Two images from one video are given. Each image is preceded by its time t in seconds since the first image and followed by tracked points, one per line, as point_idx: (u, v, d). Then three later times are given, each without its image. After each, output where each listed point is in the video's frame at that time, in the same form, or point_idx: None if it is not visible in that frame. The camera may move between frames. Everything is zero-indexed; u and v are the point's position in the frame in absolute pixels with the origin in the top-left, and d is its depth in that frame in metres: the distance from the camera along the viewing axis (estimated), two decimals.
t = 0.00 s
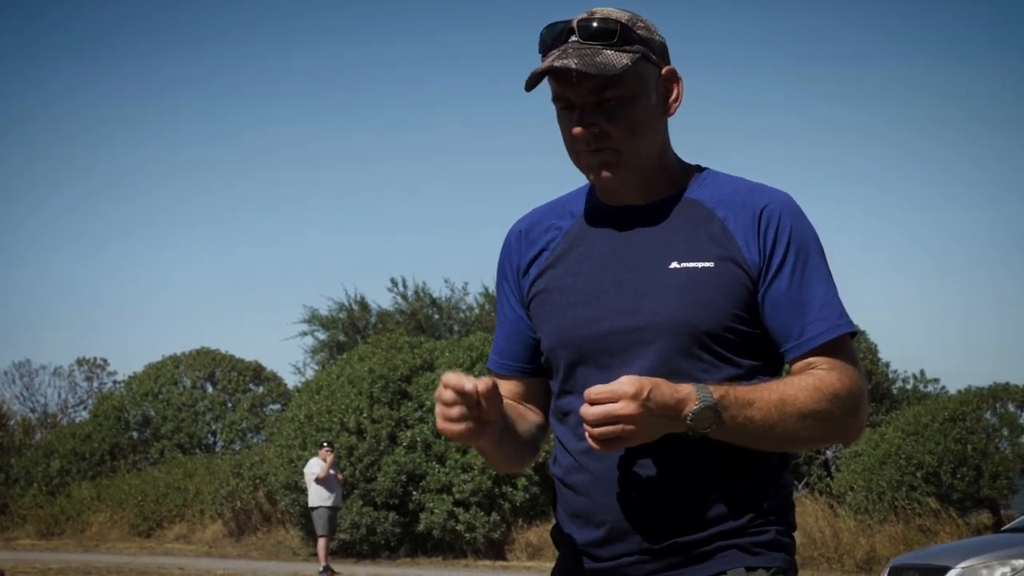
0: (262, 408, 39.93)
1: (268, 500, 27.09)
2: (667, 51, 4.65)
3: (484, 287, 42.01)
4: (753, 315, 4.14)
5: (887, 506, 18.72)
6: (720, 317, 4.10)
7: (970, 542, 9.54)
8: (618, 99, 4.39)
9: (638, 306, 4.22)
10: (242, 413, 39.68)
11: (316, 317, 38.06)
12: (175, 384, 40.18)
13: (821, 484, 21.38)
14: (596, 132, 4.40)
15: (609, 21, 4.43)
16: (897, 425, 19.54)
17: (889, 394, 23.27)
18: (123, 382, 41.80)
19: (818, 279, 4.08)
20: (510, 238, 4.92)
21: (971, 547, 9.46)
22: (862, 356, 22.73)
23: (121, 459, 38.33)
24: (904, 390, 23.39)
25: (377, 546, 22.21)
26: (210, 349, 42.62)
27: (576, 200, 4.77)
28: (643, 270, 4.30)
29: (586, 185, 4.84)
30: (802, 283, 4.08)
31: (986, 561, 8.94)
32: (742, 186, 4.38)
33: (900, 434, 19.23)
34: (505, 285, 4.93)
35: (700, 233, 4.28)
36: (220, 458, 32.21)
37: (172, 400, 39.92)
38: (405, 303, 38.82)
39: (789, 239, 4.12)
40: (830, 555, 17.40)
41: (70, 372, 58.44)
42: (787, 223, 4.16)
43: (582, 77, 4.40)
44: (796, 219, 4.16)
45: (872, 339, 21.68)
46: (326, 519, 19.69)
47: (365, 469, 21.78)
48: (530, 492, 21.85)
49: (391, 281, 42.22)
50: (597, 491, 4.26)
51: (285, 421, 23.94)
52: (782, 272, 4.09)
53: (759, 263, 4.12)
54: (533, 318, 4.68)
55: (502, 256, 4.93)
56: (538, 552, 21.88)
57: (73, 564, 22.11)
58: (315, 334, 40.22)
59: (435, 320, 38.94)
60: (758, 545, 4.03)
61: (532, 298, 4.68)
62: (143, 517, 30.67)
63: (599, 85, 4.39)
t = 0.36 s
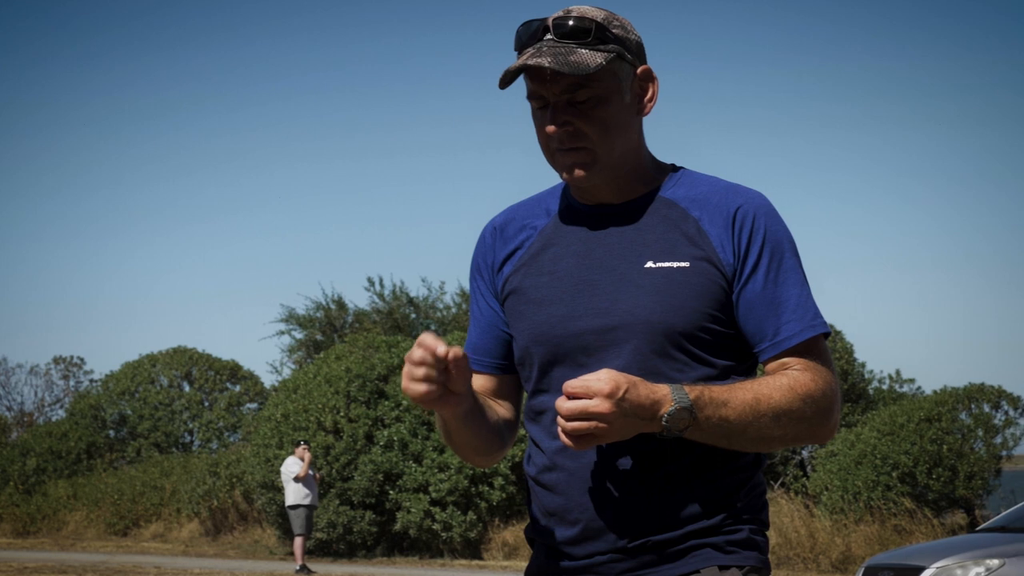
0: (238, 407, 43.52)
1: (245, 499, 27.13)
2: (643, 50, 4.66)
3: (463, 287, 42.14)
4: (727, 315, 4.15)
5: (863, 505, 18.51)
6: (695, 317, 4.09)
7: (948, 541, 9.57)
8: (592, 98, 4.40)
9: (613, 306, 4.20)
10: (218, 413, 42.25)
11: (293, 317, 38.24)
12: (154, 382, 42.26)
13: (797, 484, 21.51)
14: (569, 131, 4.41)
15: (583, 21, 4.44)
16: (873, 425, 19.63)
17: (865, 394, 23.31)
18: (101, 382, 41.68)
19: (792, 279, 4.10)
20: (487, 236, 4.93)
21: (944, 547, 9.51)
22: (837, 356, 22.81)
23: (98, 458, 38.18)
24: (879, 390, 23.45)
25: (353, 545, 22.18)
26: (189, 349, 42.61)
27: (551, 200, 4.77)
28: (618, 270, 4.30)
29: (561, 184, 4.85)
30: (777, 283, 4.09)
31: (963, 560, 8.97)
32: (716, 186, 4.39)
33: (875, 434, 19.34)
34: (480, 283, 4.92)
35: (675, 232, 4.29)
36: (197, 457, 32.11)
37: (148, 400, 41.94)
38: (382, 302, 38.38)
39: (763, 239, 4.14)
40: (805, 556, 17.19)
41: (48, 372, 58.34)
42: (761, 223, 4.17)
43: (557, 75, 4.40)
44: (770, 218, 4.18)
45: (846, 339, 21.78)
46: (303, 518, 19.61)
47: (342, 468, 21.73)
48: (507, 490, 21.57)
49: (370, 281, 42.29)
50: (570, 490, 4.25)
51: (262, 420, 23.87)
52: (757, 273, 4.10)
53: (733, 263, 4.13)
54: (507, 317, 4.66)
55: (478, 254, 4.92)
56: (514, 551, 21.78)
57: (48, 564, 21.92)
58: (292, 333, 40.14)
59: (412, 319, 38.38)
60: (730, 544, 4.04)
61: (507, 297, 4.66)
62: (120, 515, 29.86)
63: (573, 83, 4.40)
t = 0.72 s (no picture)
0: (219, 407, 42.13)
1: (226, 500, 27.12)
2: (641, 61, 4.63)
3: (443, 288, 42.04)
4: (700, 317, 4.13)
5: (842, 507, 18.53)
6: (668, 320, 4.07)
7: (922, 543, 9.63)
8: (585, 101, 4.36)
9: (586, 309, 4.17)
10: (200, 413, 41.51)
11: (273, 317, 37.94)
12: (132, 383, 41.52)
13: (777, 486, 21.58)
14: (555, 127, 4.37)
15: (592, 24, 4.39)
16: (853, 427, 19.61)
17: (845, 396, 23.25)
18: (79, 383, 41.29)
19: (765, 283, 4.09)
20: (461, 235, 4.85)
21: (922, 548, 9.58)
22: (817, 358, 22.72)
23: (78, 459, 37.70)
24: (858, 392, 23.42)
25: (333, 546, 21.91)
26: (169, 349, 42.28)
27: (527, 198, 4.71)
28: (591, 271, 4.25)
29: (539, 182, 4.79)
30: (750, 286, 4.08)
31: (939, 563, 9.02)
32: (692, 189, 4.37)
33: (855, 435, 19.34)
34: (455, 283, 4.85)
35: (650, 234, 4.26)
36: (177, 458, 31.80)
37: (127, 399, 40.32)
38: (363, 303, 38.57)
39: (737, 243, 4.12)
40: (785, 557, 17.18)
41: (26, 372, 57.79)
42: (735, 227, 4.16)
43: (555, 73, 4.35)
44: (744, 222, 4.17)
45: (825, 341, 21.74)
46: (284, 520, 19.45)
47: (321, 469, 21.48)
48: (486, 492, 21.61)
49: (349, 282, 42.11)
50: (546, 491, 4.21)
51: (242, 421, 23.66)
52: (730, 277, 4.09)
53: (707, 267, 4.11)
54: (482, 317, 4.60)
55: (453, 253, 4.84)
56: (494, 554, 21.81)
57: (27, 566, 21.66)
58: (271, 335, 39.92)
59: (392, 320, 38.97)
60: (706, 545, 3.97)
61: (481, 297, 4.60)
62: (99, 517, 29.70)
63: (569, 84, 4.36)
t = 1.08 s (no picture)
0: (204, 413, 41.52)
1: (210, 506, 26.82)
2: (627, 69, 4.45)
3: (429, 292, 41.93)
4: (682, 326, 3.96)
5: (826, 513, 18.64)
6: (651, 329, 3.90)
7: (908, 548, 9.67)
8: (574, 109, 4.17)
9: (569, 318, 3.99)
10: (185, 418, 40.90)
11: (258, 322, 37.79)
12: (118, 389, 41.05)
13: (761, 492, 21.57)
14: (543, 135, 4.16)
15: (582, 30, 4.19)
16: (838, 433, 19.66)
17: (830, 402, 23.13)
18: (65, 389, 41.14)
19: (748, 293, 3.93)
20: (445, 241, 4.61)
21: (907, 554, 9.60)
22: (803, 364, 22.53)
23: (64, 464, 37.55)
24: (844, 399, 23.25)
25: (318, 552, 21.81)
26: (154, 355, 42.13)
27: (511, 203, 4.48)
28: (574, 279, 4.07)
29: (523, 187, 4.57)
30: (732, 296, 3.93)
31: (926, 568, 9.05)
32: (676, 197, 4.20)
33: (839, 442, 19.38)
34: (437, 289, 4.61)
35: (634, 242, 4.08)
36: (162, 463, 31.63)
37: (114, 404, 40.04)
38: (348, 309, 38.42)
39: (720, 252, 3.96)
40: (770, 564, 16.42)
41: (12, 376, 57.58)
42: (719, 236, 4.00)
43: (542, 79, 4.15)
44: (728, 231, 4.01)
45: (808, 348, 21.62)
46: (270, 526, 19.43)
47: (307, 475, 21.35)
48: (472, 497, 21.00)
49: (335, 287, 41.96)
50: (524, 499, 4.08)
51: (227, 427, 23.56)
52: (712, 285, 3.92)
53: (689, 275, 3.95)
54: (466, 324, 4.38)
55: (435, 258, 4.61)
56: (479, 559, 20.95)
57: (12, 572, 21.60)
58: (256, 340, 39.79)
59: (378, 326, 38.42)
60: (687, 553, 3.86)
61: (465, 304, 4.38)
62: (85, 523, 29.75)
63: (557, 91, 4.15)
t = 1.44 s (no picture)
0: (188, 417, 40.32)
1: (193, 509, 26.82)
2: (611, 76, 4.09)
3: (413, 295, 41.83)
4: (662, 329, 3.63)
5: (809, 517, 18.63)
6: (630, 333, 3.58)
7: (891, 553, 9.74)
8: (555, 113, 3.81)
9: (549, 323, 3.65)
10: (168, 422, 39.90)
11: (241, 326, 37.70)
12: (100, 393, 40.34)
13: (744, 496, 21.58)
14: (523, 139, 3.81)
15: (564, 32, 3.83)
16: (820, 437, 19.72)
17: (812, 406, 23.10)
18: (47, 391, 40.97)
19: (730, 292, 3.61)
20: (425, 244, 4.23)
21: (890, 559, 9.68)
22: (785, 369, 22.47)
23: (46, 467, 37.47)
24: (826, 403, 23.23)
25: (301, 555, 21.77)
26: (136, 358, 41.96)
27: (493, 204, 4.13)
28: (555, 281, 3.73)
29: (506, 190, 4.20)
30: (713, 297, 3.59)
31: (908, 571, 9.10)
32: (657, 198, 3.86)
33: (822, 446, 19.45)
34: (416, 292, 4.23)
35: (616, 245, 3.74)
36: (146, 466, 31.51)
37: (97, 408, 39.67)
38: (331, 312, 38.29)
39: (701, 252, 3.64)
40: (752, 567, 16.61)
41: None
42: (699, 236, 3.67)
43: (522, 82, 3.79)
44: (709, 230, 3.68)
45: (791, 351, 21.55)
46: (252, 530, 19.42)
47: (290, 478, 21.32)
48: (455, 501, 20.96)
49: (319, 291, 41.79)
50: (500, 504, 3.73)
51: (211, 430, 23.54)
52: (693, 286, 3.60)
53: (668, 276, 3.62)
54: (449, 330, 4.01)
55: (414, 261, 4.23)
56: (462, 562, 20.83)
57: None
58: (239, 343, 39.66)
59: (361, 330, 38.56)
60: (669, 556, 3.52)
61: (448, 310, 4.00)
62: (67, 526, 29.69)
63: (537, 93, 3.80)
